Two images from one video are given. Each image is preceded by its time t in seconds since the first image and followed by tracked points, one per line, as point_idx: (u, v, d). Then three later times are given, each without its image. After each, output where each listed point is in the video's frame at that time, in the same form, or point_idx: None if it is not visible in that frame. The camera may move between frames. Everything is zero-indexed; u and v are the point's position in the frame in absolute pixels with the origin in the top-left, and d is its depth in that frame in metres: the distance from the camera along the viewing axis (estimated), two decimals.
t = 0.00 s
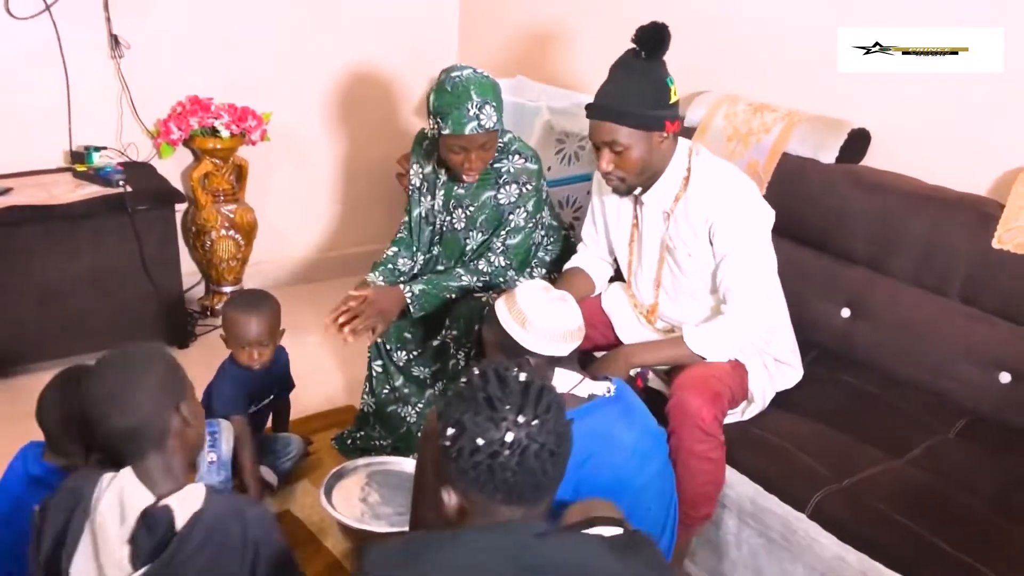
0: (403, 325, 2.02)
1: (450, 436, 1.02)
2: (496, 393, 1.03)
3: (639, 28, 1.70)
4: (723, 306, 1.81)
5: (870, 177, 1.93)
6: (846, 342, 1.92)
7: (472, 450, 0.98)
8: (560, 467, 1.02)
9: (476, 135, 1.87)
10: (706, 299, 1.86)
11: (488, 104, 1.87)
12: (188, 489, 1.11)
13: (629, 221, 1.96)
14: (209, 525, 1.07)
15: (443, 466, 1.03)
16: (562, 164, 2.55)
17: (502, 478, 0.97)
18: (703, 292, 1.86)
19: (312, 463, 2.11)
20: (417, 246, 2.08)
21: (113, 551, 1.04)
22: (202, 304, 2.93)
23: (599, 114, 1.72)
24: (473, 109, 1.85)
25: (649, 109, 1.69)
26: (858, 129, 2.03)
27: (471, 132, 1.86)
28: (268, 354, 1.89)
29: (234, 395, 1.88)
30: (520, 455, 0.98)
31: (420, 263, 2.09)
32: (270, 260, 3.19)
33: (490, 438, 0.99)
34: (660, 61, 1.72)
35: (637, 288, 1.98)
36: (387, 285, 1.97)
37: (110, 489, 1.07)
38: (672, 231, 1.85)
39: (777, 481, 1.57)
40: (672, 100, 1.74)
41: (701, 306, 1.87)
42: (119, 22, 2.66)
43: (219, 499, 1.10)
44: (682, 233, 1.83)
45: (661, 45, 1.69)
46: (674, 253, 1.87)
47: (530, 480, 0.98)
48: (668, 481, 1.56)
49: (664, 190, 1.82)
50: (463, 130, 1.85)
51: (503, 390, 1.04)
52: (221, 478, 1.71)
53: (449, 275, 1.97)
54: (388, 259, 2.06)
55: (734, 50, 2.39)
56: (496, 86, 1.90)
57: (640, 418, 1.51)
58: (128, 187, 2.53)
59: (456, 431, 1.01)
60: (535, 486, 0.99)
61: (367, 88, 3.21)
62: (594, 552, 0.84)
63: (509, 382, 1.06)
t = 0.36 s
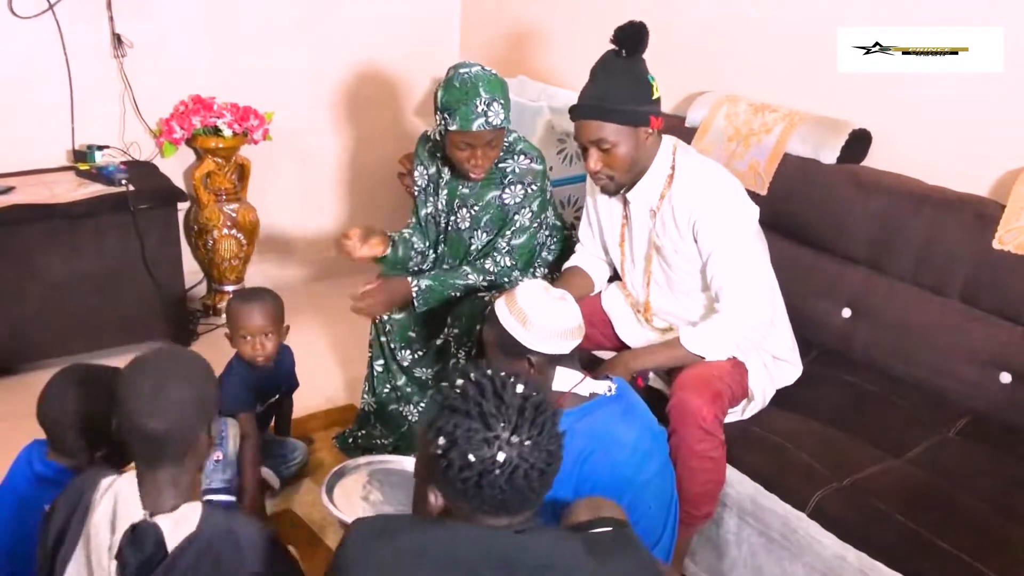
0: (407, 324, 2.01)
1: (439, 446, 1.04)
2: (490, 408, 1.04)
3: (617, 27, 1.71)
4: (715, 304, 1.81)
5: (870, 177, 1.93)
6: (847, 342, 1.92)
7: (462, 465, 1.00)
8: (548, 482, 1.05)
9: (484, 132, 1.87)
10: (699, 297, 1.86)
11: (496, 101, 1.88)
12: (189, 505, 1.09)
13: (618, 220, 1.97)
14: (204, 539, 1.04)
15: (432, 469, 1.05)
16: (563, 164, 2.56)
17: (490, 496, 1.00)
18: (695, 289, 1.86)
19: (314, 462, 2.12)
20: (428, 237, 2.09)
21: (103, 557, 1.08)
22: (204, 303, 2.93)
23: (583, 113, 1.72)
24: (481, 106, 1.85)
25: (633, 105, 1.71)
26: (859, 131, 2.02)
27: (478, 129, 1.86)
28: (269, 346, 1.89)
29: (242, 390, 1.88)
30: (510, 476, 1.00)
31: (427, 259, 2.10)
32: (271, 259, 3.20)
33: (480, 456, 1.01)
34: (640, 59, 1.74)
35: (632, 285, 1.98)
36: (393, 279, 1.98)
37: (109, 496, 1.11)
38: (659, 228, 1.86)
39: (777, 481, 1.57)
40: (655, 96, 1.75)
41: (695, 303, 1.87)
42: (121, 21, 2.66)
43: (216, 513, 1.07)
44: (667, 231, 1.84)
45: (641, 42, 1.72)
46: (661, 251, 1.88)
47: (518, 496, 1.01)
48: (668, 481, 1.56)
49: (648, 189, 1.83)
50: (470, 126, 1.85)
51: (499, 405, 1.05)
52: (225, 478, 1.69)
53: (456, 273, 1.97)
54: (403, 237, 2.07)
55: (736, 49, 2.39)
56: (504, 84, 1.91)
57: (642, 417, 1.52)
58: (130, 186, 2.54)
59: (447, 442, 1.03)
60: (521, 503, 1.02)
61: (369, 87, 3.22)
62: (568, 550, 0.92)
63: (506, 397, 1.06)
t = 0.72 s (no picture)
0: (411, 326, 2.02)
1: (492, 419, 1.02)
2: (550, 400, 1.03)
3: (636, 24, 1.73)
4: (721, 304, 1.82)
5: (873, 181, 1.94)
6: (849, 347, 1.92)
7: (510, 444, 0.99)
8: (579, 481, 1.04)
9: (495, 139, 1.88)
10: (704, 297, 1.87)
11: (506, 109, 1.88)
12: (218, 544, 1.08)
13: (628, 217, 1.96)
14: None
15: (476, 438, 1.04)
16: (566, 168, 2.57)
17: (527, 479, 0.99)
18: (700, 289, 1.87)
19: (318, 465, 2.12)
20: (435, 241, 2.09)
21: None
22: (209, 306, 2.94)
23: (598, 105, 1.74)
24: (492, 114, 1.86)
25: (646, 102, 1.72)
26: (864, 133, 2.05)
27: (490, 137, 1.87)
28: (270, 351, 1.90)
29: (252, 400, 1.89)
30: (551, 467, 0.99)
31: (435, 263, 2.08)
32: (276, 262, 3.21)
33: (531, 440, 0.99)
34: (658, 57, 1.75)
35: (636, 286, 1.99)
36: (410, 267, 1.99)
37: (133, 529, 1.08)
38: (667, 225, 1.86)
39: (779, 485, 1.57)
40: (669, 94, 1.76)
41: (699, 304, 1.88)
42: (128, 25, 2.68)
43: (242, 554, 1.06)
44: (676, 229, 1.84)
45: (659, 40, 1.72)
46: (668, 249, 1.89)
47: (552, 488, 1.00)
48: (669, 485, 1.57)
49: (657, 186, 1.84)
50: (484, 134, 1.86)
51: (558, 399, 1.04)
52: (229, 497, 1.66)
53: (477, 266, 1.97)
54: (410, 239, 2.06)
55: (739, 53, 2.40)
56: (512, 91, 1.92)
57: (643, 421, 1.55)
58: (136, 189, 2.55)
59: (501, 418, 1.01)
60: (550, 493, 1.01)
61: (374, 90, 3.23)
62: (571, 529, 0.90)
63: (564, 393, 1.05)
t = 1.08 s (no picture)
0: (428, 331, 2.03)
1: (485, 426, 1.07)
2: (539, 407, 1.07)
3: (677, 25, 1.73)
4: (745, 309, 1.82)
5: (885, 184, 1.94)
6: (864, 350, 1.92)
7: (499, 449, 1.03)
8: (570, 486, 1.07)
9: (511, 148, 1.88)
10: (728, 301, 1.87)
11: (522, 117, 1.88)
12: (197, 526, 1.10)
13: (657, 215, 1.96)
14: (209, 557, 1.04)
15: (472, 444, 1.08)
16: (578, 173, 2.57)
17: (516, 483, 1.02)
18: (725, 293, 1.87)
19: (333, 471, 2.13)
20: (446, 251, 2.07)
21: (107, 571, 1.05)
22: (225, 313, 2.96)
23: (632, 105, 1.74)
24: (508, 122, 1.87)
25: (680, 104, 1.72)
26: (875, 137, 2.04)
27: (506, 145, 1.88)
28: (288, 364, 1.92)
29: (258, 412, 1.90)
30: (539, 471, 1.02)
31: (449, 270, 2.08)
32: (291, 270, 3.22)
33: (519, 445, 1.03)
34: (698, 59, 1.74)
35: (657, 288, 1.99)
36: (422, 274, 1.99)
37: (120, 505, 1.12)
38: (698, 229, 1.86)
39: (794, 488, 1.57)
40: (706, 98, 1.75)
41: (723, 310, 1.88)
42: (144, 36, 2.71)
43: (224, 535, 1.07)
44: (708, 233, 1.84)
45: (700, 42, 1.72)
46: (697, 250, 1.88)
47: (541, 492, 1.03)
48: (685, 490, 1.57)
49: (691, 188, 1.84)
50: (498, 143, 1.87)
51: (548, 406, 1.08)
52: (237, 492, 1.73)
53: (486, 279, 1.97)
54: (418, 253, 2.04)
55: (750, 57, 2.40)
56: (528, 98, 1.92)
57: (657, 425, 1.54)
58: (151, 199, 2.57)
59: (491, 425, 1.06)
60: (540, 498, 1.03)
61: (386, 99, 3.24)
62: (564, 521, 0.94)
63: (556, 401, 1.09)
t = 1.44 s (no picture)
0: (442, 339, 2.06)
1: (504, 443, 1.06)
2: (559, 424, 1.06)
3: (703, 39, 1.73)
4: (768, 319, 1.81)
5: (901, 188, 1.94)
6: (880, 354, 1.92)
7: (518, 468, 1.03)
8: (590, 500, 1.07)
9: (510, 161, 1.90)
10: (751, 310, 1.86)
11: (522, 131, 1.90)
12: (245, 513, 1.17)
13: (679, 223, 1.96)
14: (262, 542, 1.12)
15: (491, 459, 1.08)
16: (595, 180, 2.59)
17: (535, 500, 1.02)
18: (749, 301, 1.86)
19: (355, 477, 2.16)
20: (460, 260, 2.12)
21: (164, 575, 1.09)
22: (248, 323, 3.00)
23: (657, 119, 1.75)
24: (506, 136, 1.88)
25: (701, 120, 1.72)
26: (892, 141, 2.03)
27: (504, 159, 1.90)
28: (310, 373, 1.94)
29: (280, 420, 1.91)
30: (558, 490, 1.02)
31: (465, 277, 2.13)
32: (313, 280, 3.26)
33: (538, 464, 1.02)
34: (722, 73, 1.74)
35: (679, 299, 1.98)
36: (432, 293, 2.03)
37: (162, 513, 1.12)
38: (722, 241, 1.86)
39: (810, 492, 1.57)
40: (729, 112, 1.75)
41: (744, 320, 1.87)
42: (167, 51, 2.75)
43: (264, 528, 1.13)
44: (733, 244, 1.84)
45: (725, 57, 1.72)
46: (721, 261, 1.88)
47: (560, 509, 1.03)
48: (701, 495, 1.58)
49: (716, 201, 1.84)
50: (497, 156, 1.89)
51: (568, 424, 1.07)
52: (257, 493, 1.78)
53: (491, 289, 2.00)
54: (433, 269, 2.10)
55: (764, 62, 2.41)
56: (532, 111, 1.93)
57: (673, 429, 1.55)
58: (175, 211, 2.62)
59: (511, 442, 1.05)
60: (560, 515, 1.04)
61: (405, 110, 3.28)
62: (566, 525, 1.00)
63: (575, 418, 1.08)
